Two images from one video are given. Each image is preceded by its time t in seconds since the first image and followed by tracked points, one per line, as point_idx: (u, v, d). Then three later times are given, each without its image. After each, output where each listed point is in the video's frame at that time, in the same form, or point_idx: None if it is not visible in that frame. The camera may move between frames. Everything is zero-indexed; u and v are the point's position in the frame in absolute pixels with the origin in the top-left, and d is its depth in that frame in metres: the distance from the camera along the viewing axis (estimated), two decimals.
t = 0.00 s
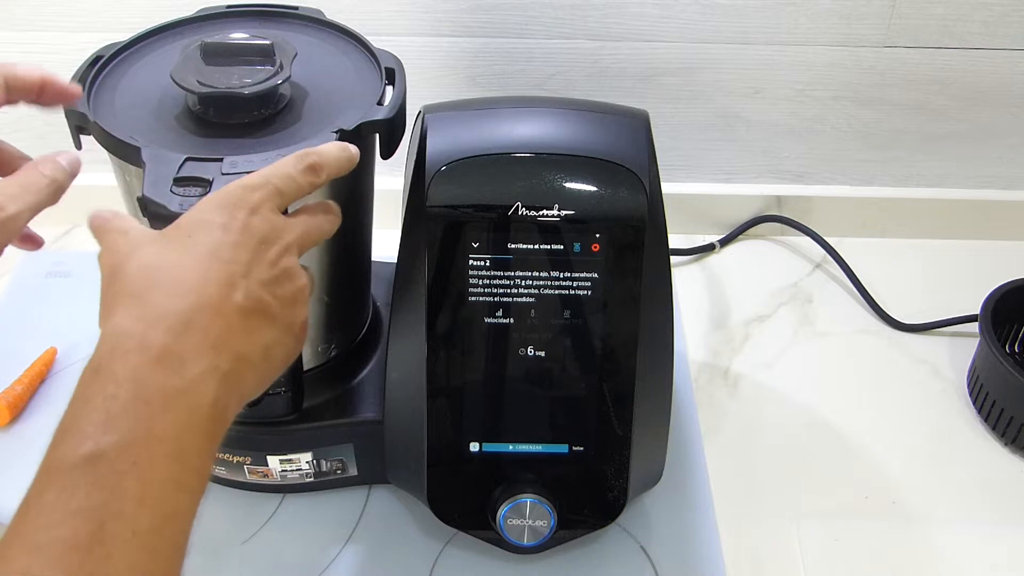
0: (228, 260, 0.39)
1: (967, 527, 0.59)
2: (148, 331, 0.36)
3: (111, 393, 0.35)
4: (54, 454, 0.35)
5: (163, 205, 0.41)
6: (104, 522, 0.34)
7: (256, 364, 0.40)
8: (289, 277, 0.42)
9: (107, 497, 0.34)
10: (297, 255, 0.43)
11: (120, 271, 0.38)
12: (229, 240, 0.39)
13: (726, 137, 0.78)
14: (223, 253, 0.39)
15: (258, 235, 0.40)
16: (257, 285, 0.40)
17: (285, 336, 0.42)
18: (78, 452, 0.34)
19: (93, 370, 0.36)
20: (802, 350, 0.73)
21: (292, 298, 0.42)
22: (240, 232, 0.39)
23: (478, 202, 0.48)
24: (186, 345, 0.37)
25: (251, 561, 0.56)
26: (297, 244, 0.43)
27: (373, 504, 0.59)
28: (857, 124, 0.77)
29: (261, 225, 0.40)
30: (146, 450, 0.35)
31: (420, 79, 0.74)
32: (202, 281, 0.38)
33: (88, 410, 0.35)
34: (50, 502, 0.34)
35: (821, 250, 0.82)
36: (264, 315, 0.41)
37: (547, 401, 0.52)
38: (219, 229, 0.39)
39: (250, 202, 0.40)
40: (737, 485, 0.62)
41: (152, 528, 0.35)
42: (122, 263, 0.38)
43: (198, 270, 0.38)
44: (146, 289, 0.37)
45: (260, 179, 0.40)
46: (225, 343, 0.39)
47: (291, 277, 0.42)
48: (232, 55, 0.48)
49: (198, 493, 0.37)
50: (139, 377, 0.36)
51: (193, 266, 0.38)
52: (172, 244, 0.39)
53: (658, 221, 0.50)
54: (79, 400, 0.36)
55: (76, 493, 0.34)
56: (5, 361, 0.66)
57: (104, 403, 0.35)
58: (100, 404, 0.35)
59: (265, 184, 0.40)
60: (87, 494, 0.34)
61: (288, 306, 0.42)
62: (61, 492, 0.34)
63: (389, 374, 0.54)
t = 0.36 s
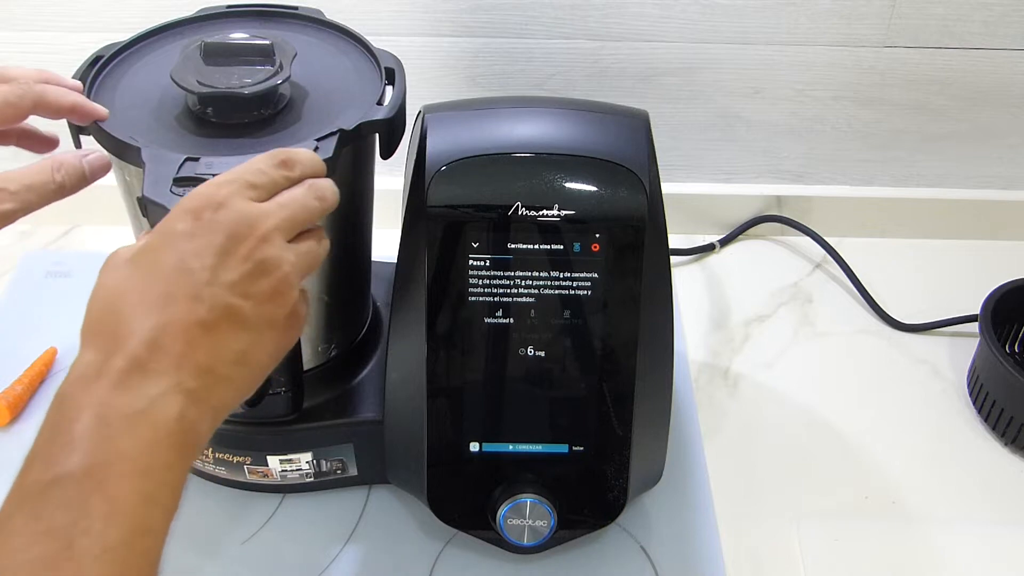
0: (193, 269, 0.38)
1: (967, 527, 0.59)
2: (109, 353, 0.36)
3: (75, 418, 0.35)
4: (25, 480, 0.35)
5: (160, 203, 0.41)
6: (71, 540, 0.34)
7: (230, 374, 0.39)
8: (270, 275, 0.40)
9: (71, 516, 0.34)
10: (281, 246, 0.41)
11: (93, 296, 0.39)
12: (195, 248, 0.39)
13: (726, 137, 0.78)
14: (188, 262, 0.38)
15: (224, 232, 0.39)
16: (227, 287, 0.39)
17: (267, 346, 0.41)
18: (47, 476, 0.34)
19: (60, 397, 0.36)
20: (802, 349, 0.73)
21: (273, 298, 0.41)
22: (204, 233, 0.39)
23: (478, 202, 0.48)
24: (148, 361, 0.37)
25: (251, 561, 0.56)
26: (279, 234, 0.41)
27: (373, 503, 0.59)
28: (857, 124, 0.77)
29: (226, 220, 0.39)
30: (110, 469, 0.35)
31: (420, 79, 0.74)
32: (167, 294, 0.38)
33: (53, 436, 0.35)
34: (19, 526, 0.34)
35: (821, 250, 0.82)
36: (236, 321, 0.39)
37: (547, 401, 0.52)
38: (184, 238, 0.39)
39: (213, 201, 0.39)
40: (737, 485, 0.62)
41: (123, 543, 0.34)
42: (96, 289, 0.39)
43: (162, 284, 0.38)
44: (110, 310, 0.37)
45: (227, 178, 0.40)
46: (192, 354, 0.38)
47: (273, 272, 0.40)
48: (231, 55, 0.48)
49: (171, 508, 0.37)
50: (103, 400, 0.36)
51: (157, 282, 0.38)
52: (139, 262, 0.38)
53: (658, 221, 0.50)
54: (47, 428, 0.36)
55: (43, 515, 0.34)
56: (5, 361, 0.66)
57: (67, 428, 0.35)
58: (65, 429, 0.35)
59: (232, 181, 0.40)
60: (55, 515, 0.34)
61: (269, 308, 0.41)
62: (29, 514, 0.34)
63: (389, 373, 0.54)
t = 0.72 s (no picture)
0: (185, 293, 0.37)
1: (967, 527, 0.59)
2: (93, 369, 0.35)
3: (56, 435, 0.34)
4: None
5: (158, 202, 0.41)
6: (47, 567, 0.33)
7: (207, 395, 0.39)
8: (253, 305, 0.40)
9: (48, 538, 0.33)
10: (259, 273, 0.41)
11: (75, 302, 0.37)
12: (185, 270, 0.37)
13: (726, 137, 0.78)
14: (180, 285, 0.37)
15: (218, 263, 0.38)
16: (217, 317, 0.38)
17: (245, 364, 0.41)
18: (21, 497, 0.33)
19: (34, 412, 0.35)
20: (802, 349, 0.73)
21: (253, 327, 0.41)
22: (192, 259, 0.37)
23: (478, 202, 0.48)
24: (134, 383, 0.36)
25: (251, 561, 0.56)
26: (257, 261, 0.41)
27: (373, 503, 0.59)
28: (857, 124, 0.77)
29: (220, 248, 0.38)
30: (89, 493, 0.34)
31: (420, 79, 0.74)
32: (158, 315, 0.36)
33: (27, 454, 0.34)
34: None
35: (821, 250, 0.82)
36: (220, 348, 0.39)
37: (547, 401, 0.52)
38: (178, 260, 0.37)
39: (209, 229, 0.38)
40: (737, 486, 0.62)
41: (97, 563, 0.34)
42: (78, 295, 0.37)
43: (147, 303, 0.36)
44: (93, 324, 0.36)
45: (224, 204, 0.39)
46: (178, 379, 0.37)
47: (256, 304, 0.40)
48: (232, 55, 0.48)
49: (144, 528, 0.36)
50: (85, 420, 0.34)
51: (141, 300, 0.36)
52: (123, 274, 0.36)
53: (658, 221, 0.50)
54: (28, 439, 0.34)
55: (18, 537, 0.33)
56: (6, 361, 0.66)
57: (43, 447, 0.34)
58: (45, 445, 0.34)
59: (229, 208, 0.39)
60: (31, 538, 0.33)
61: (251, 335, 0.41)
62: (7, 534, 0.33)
63: (389, 373, 0.54)
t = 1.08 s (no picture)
0: (248, 285, 0.39)
1: (967, 527, 0.59)
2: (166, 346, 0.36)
3: (125, 408, 0.35)
4: (58, 465, 0.34)
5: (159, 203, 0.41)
6: (107, 544, 0.35)
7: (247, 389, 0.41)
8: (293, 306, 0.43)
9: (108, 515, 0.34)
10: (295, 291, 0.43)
11: (131, 263, 0.37)
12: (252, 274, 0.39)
13: (726, 137, 0.78)
14: (244, 277, 0.39)
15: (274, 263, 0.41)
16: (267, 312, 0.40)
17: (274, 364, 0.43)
18: (87, 471, 0.34)
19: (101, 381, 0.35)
20: (802, 349, 0.73)
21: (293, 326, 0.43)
22: (262, 270, 0.40)
23: (478, 202, 0.48)
24: (200, 367, 0.37)
25: (251, 560, 0.56)
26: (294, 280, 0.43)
27: (373, 503, 0.59)
28: (857, 124, 0.77)
29: (279, 268, 0.41)
30: (151, 472, 0.35)
31: (420, 79, 0.74)
32: (225, 302, 0.38)
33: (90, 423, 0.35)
34: (49, 513, 0.34)
35: (821, 250, 0.82)
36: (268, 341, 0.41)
37: (547, 401, 0.52)
38: (242, 252, 0.39)
39: (276, 232, 0.40)
40: (736, 486, 0.62)
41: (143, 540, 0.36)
42: (135, 254, 0.37)
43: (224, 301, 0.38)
44: (165, 299, 0.36)
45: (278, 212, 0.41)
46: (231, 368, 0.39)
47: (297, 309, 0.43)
48: (232, 55, 0.48)
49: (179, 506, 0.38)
50: (156, 398, 0.36)
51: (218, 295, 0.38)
52: (206, 262, 0.38)
53: (658, 221, 0.50)
54: (92, 403, 0.35)
55: (79, 512, 0.34)
56: (5, 361, 0.66)
57: (113, 419, 0.35)
58: (116, 416, 0.35)
59: (283, 215, 0.41)
60: (92, 514, 0.34)
61: (289, 334, 0.43)
62: (68, 506, 0.34)
63: (389, 373, 0.54)
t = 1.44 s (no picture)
0: (242, 282, 0.39)
1: (966, 527, 0.59)
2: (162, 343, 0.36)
3: (125, 406, 0.35)
4: (59, 464, 0.35)
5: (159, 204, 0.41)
6: (108, 544, 0.35)
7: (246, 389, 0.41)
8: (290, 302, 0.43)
9: (109, 513, 0.35)
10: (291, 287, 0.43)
11: (128, 264, 0.38)
12: (247, 270, 0.40)
13: (726, 137, 0.78)
14: (238, 275, 0.39)
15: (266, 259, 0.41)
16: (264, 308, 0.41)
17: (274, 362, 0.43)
18: (88, 468, 0.34)
19: (99, 380, 0.35)
20: (802, 349, 0.73)
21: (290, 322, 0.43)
22: (255, 266, 0.40)
23: (478, 202, 0.48)
24: (197, 365, 0.37)
25: (251, 560, 0.56)
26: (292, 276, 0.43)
27: (373, 502, 0.59)
28: (857, 124, 0.77)
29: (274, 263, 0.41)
30: (151, 469, 0.36)
31: (420, 79, 0.74)
32: (219, 300, 0.38)
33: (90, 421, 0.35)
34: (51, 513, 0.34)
35: (821, 250, 0.82)
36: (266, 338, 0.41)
37: (547, 401, 0.52)
38: (235, 250, 0.39)
39: (268, 227, 0.40)
40: (736, 485, 0.62)
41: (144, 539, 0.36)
42: (130, 258, 0.38)
43: (218, 297, 0.38)
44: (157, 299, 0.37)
45: (269, 207, 0.41)
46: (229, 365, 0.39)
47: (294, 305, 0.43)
48: (232, 56, 0.48)
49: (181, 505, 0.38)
50: (153, 397, 0.36)
51: (212, 292, 0.38)
52: (198, 260, 0.38)
53: (658, 221, 0.50)
54: (91, 402, 0.35)
55: (81, 510, 0.34)
56: (5, 361, 0.66)
57: (112, 417, 0.35)
58: (113, 415, 0.35)
59: (274, 210, 0.41)
60: (94, 512, 0.34)
61: (288, 331, 0.43)
62: (69, 504, 0.34)
63: (389, 373, 0.54)
